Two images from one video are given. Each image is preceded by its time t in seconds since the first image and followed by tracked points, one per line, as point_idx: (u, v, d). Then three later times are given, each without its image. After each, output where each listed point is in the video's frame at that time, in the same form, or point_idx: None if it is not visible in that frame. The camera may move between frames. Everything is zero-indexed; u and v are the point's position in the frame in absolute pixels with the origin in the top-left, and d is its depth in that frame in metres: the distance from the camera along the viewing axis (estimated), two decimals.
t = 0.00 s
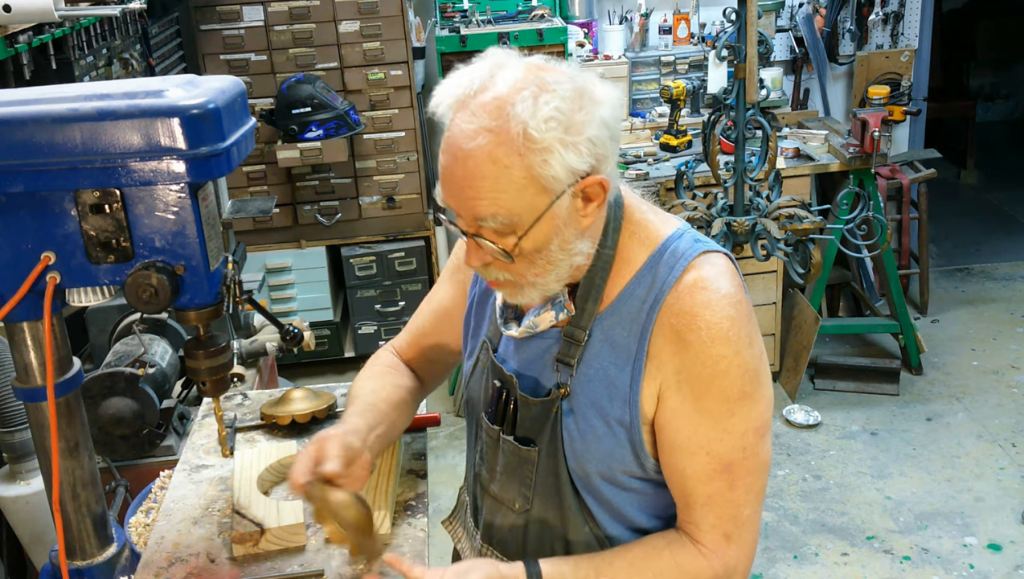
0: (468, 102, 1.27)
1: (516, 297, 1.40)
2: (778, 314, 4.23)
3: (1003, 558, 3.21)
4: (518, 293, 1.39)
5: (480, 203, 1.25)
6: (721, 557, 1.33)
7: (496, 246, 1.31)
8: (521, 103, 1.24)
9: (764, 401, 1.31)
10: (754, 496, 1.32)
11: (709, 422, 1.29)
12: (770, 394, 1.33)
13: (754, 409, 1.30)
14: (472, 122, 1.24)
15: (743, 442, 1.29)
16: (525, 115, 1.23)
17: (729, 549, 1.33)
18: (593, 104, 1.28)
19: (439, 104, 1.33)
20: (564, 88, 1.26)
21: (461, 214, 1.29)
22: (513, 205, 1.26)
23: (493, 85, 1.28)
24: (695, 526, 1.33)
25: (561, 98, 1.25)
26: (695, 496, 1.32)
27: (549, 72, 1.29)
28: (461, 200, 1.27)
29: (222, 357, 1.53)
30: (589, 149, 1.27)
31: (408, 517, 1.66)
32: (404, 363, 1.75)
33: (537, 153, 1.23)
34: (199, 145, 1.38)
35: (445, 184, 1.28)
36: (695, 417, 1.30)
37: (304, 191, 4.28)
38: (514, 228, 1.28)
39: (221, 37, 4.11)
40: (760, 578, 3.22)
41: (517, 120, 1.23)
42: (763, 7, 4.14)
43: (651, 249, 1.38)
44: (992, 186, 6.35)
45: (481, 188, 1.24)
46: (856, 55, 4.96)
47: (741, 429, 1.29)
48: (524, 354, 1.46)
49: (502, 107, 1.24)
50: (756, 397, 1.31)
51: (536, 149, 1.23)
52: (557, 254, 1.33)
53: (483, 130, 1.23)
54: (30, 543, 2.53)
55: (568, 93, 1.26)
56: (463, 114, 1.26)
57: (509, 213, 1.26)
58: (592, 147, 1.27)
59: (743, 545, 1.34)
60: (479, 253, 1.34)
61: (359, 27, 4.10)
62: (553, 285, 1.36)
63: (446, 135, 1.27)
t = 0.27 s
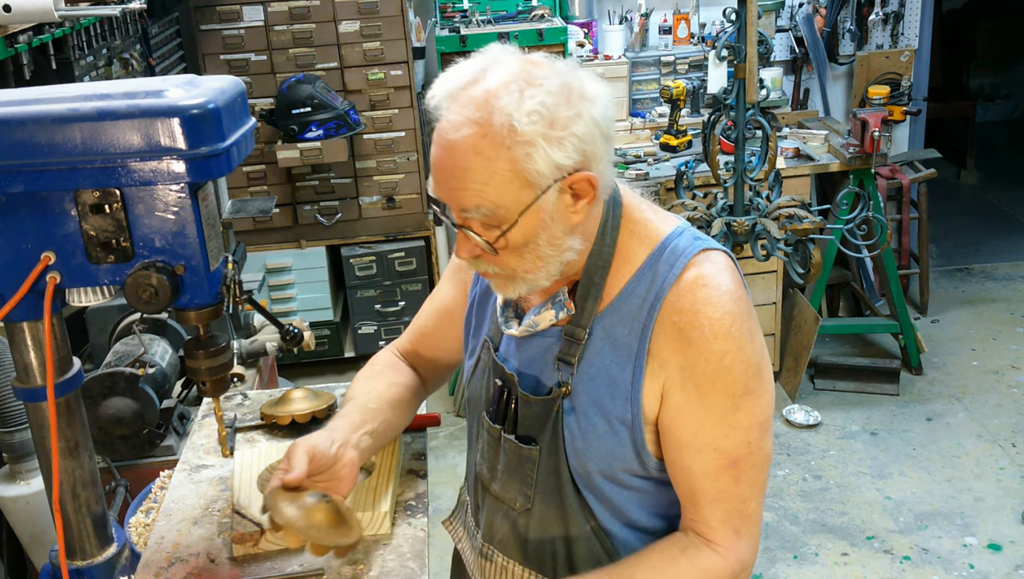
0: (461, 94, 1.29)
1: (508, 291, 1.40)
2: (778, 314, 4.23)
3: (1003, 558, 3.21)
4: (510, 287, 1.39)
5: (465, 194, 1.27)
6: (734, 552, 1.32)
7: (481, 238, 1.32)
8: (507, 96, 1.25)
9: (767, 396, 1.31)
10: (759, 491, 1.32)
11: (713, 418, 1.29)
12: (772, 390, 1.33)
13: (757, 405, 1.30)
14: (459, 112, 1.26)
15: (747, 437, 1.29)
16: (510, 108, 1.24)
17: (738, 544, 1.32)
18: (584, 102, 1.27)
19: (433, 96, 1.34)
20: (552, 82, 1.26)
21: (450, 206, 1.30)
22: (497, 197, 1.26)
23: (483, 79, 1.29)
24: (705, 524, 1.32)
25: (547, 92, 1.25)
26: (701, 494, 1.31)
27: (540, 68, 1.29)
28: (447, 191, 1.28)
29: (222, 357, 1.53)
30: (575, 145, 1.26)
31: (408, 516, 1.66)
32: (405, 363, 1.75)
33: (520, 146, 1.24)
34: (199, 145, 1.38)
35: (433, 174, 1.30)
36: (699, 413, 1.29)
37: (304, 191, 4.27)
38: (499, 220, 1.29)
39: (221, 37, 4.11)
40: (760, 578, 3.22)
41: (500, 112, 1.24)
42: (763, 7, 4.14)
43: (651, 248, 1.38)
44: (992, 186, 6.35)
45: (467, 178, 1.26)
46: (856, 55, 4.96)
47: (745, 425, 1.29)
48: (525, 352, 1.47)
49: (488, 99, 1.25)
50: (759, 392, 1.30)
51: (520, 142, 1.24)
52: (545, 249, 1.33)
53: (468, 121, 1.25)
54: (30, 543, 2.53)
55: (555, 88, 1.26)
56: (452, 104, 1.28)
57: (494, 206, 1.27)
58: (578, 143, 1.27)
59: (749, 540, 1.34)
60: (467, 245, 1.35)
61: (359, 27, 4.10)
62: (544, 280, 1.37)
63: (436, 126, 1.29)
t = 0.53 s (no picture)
0: (450, 86, 1.31)
1: (506, 286, 1.40)
2: (778, 314, 4.23)
3: (1003, 558, 3.21)
4: (507, 282, 1.39)
5: (453, 183, 1.28)
6: (735, 549, 1.31)
7: (471, 229, 1.33)
8: (492, 87, 1.26)
9: (765, 391, 1.31)
10: (759, 487, 1.31)
11: (711, 413, 1.29)
12: (770, 385, 1.33)
13: (756, 400, 1.30)
14: (445, 104, 1.28)
15: (746, 432, 1.29)
16: (494, 98, 1.25)
17: (739, 541, 1.32)
18: (571, 94, 1.28)
19: (425, 91, 1.36)
20: (536, 73, 1.28)
21: (440, 198, 1.31)
22: (483, 186, 1.27)
23: (471, 73, 1.31)
24: (706, 521, 1.31)
25: (531, 82, 1.27)
26: (701, 490, 1.30)
27: (527, 61, 1.31)
28: (436, 183, 1.30)
29: (222, 357, 1.53)
30: (559, 136, 1.26)
31: (408, 516, 1.66)
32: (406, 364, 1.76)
33: (504, 135, 1.24)
34: (199, 145, 1.38)
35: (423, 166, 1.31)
36: (698, 409, 1.29)
37: (304, 191, 4.27)
38: (486, 211, 1.30)
39: (221, 37, 4.11)
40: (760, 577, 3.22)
41: (484, 101, 1.25)
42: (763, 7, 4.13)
43: (648, 244, 1.39)
44: (992, 186, 6.35)
45: (454, 169, 1.27)
46: (856, 55, 4.96)
47: (744, 420, 1.29)
48: (524, 351, 1.47)
49: (473, 90, 1.27)
50: (757, 387, 1.30)
51: (503, 130, 1.24)
52: (536, 242, 1.33)
53: (453, 112, 1.26)
54: (30, 543, 2.53)
55: (539, 79, 1.27)
56: (439, 97, 1.30)
57: (481, 194, 1.28)
58: (564, 133, 1.27)
59: (750, 537, 1.33)
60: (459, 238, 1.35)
61: (359, 26, 4.10)
62: (539, 275, 1.37)
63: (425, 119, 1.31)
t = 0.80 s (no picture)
0: (438, 87, 1.30)
1: (511, 289, 1.39)
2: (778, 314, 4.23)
3: (1003, 558, 3.21)
4: (512, 283, 1.38)
5: (450, 184, 1.27)
6: (718, 547, 1.32)
7: (471, 229, 1.32)
8: (480, 85, 1.26)
9: (759, 392, 1.31)
10: (750, 488, 1.32)
11: (704, 414, 1.29)
12: (764, 386, 1.33)
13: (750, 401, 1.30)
14: (436, 105, 1.28)
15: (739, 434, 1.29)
16: (483, 94, 1.25)
17: (725, 540, 1.32)
18: (558, 85, 1.28)
19: (413, 97, 1.36)
20: (524, 67, 1.28)
21: (438, 202, 1.31)
22: (481, 184, 1.27)
23: (459, 73, 1.31)
24: (694, 517, 1.32)
25: (519, 76, 1.27)
26: (691, 488, 1.31)
27: (512, 57, 1.31)
28: (432, 186, 1.29)
29: (222, 357, 1.53)
30: (553, 127, 1.27)
31: (408, 516, 1.66)
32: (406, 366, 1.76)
33: (497, 130, 1.25)
34: (199, 145, 1.38)
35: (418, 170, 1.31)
36: (691, 409, 1.30)
37: (304, 191, 4.27)
38: (484, 210, 1.29)
39: (221, 37, 4.11)
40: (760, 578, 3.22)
41: (474, 99, 1.25)
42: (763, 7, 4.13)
43: (645, 243, 1.39)
44: (992, 186, 6.35)
45: (450, 169, 1.26)
46: (856, 55, 4.96)
47: (737, 421, 1.29)
48: (523, 351, 1.47)
49: (463, 90, 1.27)
50: (751, 389, 1.31)
51: (497, 125, 1.25)
52: (536, 237, 1.33)
53: (445, 112, 1.26)
54: (30, 543, 2.53)
55: (527, 72, 1.28)
56: (429, 99, 1.30)
57: (478, 192, 1.27)
58: (556, 125, 1.27)
59: (739, 538, 1.33)
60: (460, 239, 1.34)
61: (359, 27, 4.10)
62: (543, 272, 1.36)
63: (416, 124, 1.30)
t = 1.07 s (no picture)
0: (427, 90, 1.30)
1: (500, 288, 1.39)
2: (778, 314, 4.23)
3: (1003, 558, 3.21)
4: (501, 283, 1.39)
5: (440, 186, 1.27)
6: (706, 549, 1.31)
7: (461, 230, 1.33)
8: (466, 88, 1.26)
9: (754, 392, 1.31)
10: (743, 489, 1.31)
11: (697, 413, 1.29)
12: (761, 386, 1.33)
13: (744, 401, 1.29)
14: (424, 108, 1.28)
15: (732, 433, 1.29)
16: (470, 97, 1.25)
17: (712, 541, 1.31)
18: (547, 86, 1.28)
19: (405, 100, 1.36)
20: (512, 68, 1.28)
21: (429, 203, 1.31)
22: (470, 186, 1.27)
23: (448, 76, 1.30)
24: (682, 518, 1.32)
25: (507, 78, 1.27)
26: (682, 488, 1.30)
27: (502, 58, 1.30)
28: (422, 189, 1.30)
29: (222, 357, 1.53)
30: (541, 128, 1.27)
31: (408, 516, 1.66)
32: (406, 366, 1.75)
33: (484, 132, 1.24)
34: (199, 145, 1.38)
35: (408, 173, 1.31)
36: (685, 409, 1.29)
37: (304, 191, 4.27)
38: (473, 211, 1.30)
39: (221, 37, 4.11)
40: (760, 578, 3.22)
41: (460, 101, 1.25)
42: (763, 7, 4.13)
43: (641, 243, 1.39)
44: (992, 186, 6.35)
45: (440, 171, 1.27)
46: (856, 55, 4.96)
47: (731, 420, 1.28)
48: (520, 352, 1.47)
49: (450, 92, 1.26)
50: (745, 388, 1.30)
51: (483, 127, 1.24)
52: (528, 239, 1.33)
53: (433, 115, 1.26)
54: (30, 543, 2.53)
55: (515, 73, 1.27)
56: (418, 103, 1.30)
57: (467, 195, 1.28)
58: (544, 126, 1.27)
59: (730, 539, 1.32)
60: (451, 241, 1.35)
61: (359, 27, 4.10)
62: (534, 274, 1.36)
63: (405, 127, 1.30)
